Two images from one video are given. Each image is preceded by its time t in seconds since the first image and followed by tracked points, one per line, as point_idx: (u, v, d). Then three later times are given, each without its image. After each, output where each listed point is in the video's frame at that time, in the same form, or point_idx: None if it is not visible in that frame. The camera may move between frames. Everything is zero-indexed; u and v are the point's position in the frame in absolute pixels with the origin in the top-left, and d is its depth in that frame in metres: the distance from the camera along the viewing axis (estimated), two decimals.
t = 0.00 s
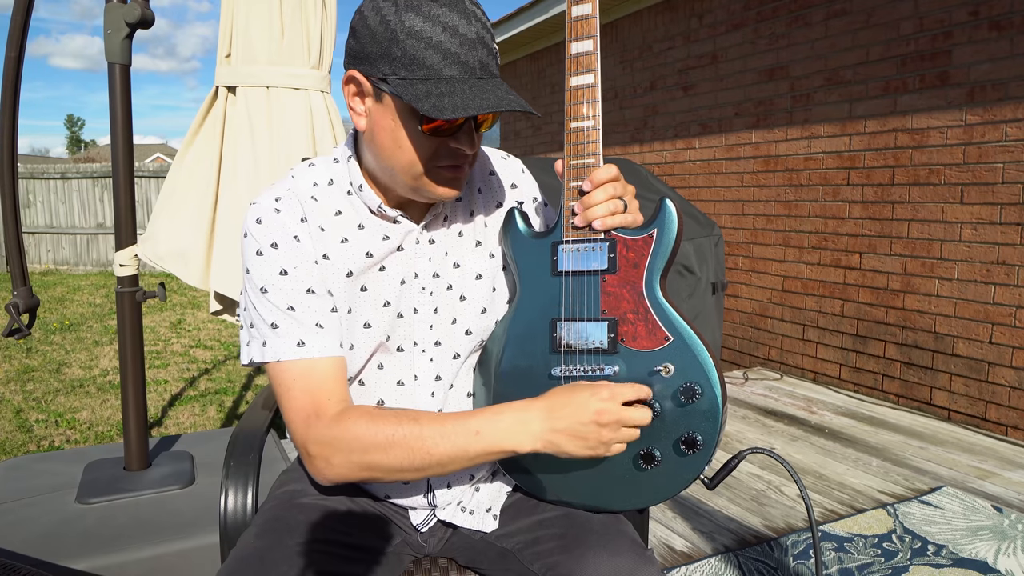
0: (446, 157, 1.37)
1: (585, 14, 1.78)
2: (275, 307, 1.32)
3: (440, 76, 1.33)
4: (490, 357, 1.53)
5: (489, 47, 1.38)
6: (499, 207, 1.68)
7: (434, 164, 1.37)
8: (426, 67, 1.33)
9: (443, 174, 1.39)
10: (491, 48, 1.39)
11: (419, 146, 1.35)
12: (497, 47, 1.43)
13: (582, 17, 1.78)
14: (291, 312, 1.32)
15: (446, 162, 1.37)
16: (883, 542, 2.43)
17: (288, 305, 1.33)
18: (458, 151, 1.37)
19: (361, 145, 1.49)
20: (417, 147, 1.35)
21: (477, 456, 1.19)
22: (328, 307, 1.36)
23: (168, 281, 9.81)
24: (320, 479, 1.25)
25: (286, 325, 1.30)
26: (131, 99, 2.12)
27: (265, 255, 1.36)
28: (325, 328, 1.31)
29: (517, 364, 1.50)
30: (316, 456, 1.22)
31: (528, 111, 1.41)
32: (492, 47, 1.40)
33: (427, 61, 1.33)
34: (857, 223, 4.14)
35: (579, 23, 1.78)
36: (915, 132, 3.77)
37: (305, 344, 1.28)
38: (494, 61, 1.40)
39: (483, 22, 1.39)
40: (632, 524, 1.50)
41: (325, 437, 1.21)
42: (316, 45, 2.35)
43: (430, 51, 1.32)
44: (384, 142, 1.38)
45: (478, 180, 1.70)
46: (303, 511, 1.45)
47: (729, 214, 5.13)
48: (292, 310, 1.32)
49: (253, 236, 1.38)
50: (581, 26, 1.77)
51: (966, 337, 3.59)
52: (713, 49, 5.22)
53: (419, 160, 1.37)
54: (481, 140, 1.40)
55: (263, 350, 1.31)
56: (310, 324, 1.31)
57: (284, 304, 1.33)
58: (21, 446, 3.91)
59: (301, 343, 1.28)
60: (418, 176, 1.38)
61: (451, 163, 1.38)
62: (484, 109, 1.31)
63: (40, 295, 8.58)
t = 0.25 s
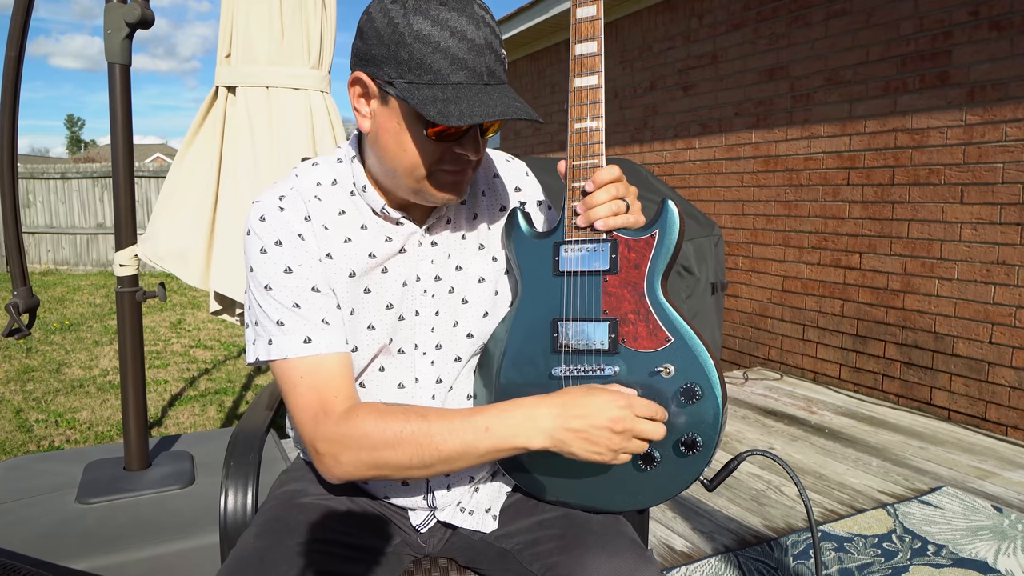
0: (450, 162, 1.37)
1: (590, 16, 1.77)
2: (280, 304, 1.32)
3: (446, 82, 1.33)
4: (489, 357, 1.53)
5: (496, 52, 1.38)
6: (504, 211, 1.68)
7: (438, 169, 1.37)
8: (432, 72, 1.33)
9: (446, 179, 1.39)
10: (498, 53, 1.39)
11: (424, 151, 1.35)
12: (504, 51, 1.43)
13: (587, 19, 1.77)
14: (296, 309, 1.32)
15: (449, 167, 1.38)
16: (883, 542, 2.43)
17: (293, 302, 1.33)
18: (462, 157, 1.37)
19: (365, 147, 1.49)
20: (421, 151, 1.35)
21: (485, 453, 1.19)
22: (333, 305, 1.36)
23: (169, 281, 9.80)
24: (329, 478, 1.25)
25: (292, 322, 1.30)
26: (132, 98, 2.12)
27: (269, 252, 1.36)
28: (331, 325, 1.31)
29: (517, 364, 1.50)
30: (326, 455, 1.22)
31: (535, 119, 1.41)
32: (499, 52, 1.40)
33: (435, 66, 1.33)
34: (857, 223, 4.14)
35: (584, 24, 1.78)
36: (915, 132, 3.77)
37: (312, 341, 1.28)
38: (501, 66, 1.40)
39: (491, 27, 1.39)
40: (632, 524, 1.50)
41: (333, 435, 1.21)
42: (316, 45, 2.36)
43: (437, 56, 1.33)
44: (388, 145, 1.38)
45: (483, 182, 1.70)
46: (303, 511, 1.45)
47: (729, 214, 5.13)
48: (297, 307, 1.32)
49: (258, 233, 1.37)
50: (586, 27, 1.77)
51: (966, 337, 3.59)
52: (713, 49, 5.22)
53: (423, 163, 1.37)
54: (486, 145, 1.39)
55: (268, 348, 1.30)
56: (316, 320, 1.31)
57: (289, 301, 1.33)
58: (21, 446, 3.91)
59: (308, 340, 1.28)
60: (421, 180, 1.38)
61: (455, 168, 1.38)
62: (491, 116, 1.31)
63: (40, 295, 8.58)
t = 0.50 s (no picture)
0: (448, 172, 1.37)
1: (588, 15, 1.78)
2: (283, 305, 1.32)
3: (450, 91, 1.33)
4: (490, 357, 1.53)
5: (502, 63, 1.37)
6: (504, 212, 1.68)
7: (436, 178, 1.38)
8: (437, 81, 1.32)
9: (444, 187, 1.39)
10: (504, 63, 1.38)
11: (422, 160, 1.36)
12: (510, 61, 1.42)
13: (585, 18, 1.77)
14: (300, 309, 1.31)
15: (447, 176, 1.38)
16: (884, 542, 2.43)
17: (297, 302, 1.32)
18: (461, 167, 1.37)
19: (366, 150, 1.48)
20: (420, 160, 1.36)
21: (496, 459, 1.18)
22: (336, 304, 1.36)
23: (168, 281, 9.80)
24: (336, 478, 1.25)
25: (296, 322, 1.30)
26: (132, 98, 2.12)
27: (272, 252, 1.35)
28: (335, 324, 1.31)
29: (518, 365, 1.50)
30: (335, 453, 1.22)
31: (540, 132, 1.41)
32: (505, 62, 1.40)
33: (439, 74, 1.32)
34: (857, 223, 4.14)
35: (582, 24, 1.78)
36: (915, 132, 3.77)
37: (316, 340, 1.28)
38: (506, 77, 1.39)
39: (498, 37, 1.38)
40: (633, 524, 1.50)
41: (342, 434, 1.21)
42: (316, 45, 2.36)
43: (442, 64, 1.32)
44: (388, 152, 1.39)
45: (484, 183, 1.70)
46: (303, 511, 1.45)
47: (729, 214, 5.13)
48: (300, 307, 1.32)
49: (260, 234, 1.37)
50: (584, 27, 1.77)
51: (966, 337, 3.59)
52: (713, 49, 5.22)
53: (422, 171, 1.37)
54: (487, 155, 1.39)
55: (272, 349, 1.29)
56: (320, 319, 1.31)
57: (293, 301, 1.32)
58: (21, 446, 3.91)
59: (312, 339, 1.28)
60: (418, 188, 1.39)
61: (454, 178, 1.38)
62: (494, 128, 1.31)
63: (40, 295, 8.58)
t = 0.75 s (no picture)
0: (448, 169, 1.37)
1: (587, 15, 1.78)
2: (283, 305, 1.32)
3: (448, 88, 1.33)
4: (490, 358, 1.53)
5: (500, 60, 1.37)
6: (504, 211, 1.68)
7: (437, 175, 1.38)
8: (435, 79, 1.32)
9: (444, 185, 1.39)
10: (502, 60, 1.38)
11: (422, 157, 1.36)
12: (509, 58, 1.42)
13: (584, 17, 1.78)
14: (299, 309, 1.31)
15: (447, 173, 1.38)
16: (884, 542, 2.43)
17: (296, 302, 1.32)
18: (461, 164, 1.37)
19: (366, 149, 1.49)
20: (420, 157, 1.36)
21: (496, 462, 1.18)
22: (336, 304, 1.35)
23: (168, 281, 9.80)
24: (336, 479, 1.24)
25: (295, 322, 1.29)
26: (132, 98, 2.12)
27: (272, 252, 1.35)
28: (335, 325, 1.31)
29: (518, 366, 1.50)
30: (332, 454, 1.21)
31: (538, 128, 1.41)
32: (503, 59, 1.39)
33: (438, 72, 1.32)
34: (857, 223, 4.14)
35: (582, 23, 1.78)
36: (915, 132, 3.77)
37: (317, 340, 1.28)
38: (505, 74, 1.39)
39: (497, 34, 1.38)
40: (633, 524, 1.50)
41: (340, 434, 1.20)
42: (316, 45, 2.36)
43: (440, 62, 1.32)
44: (388, 150, 1.39)
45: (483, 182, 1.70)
46: (303, 511, 1.45)
47: (729, 214, 5.13)
48: (300, 307, 1.32)
49: (260, 234, 1.37)
50: (584, 26, 1.77)
51: (966, 337, 3.59)
52: (713, 49, 5.22)
53: (422, 169, 1.37)
54: (486, 153, 1.39)
55: (271, 349, 1.29)
56: (320, 320, 1.31)
57: (292, 301, 1.32)
58: (21, 446, 3.91)
59: (313, 340, 1.28)
60: (419, 185, 1.39)
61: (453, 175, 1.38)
62: (492, 124, 1.31)
63: (40, 295, 8.58)
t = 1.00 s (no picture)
0: (448, 166, 1.37)
1: (589, 13, 1.78)
2: (275, 307, 1.31)
3: (449, 85, 1.33)
4: (491, 357, 1.53)
5: (500, 57, 1.37)
6: (504, 210, 1.68)
7: (437, 173, 1.38)
8: (436, 76, 1.32)
9: (444, 182, 1.39)
10: (502, 58, 1.38)
11: (424, 154, 1.36)
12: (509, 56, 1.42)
13: (586, 16, 1.78)
14: (290, 312, 1.30)
15: (447, 170, 1.37)
16: (884, 542, 2.43)
17: (287, 305, 1.31)
18: (461, 161, 1.36)
19: (366, 148, 1.49)
20: (422, 154, 1.36)
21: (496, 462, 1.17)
22: (329, 307, 1.35)
23: (168, 281, 9.80)
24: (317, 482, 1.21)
25: (285, 325, 1.29)
26: (132, 98, 2.12)
27: (266, 253, 1.35)
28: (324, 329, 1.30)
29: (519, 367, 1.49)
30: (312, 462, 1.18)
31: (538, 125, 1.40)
32: (504, 57, 1.40)
33: (439, 70, 1.32)
34: (857, 223, 4.14)
35: (581, 22, 1.78)
36: (915, 132, 3.77)
37: (303, 344, 1.27)
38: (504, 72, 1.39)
39: (497, 31, 1.38)
40: (633, 524, 1.50)
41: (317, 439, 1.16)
42: (316, 45, 2.36)
43: (441, 59, 1.32)
44: (389, 147, 1.38)
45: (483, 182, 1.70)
46: (303, 511, 1.45)
47: (729, 214, 5.13)
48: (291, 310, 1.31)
49: (255, 235, 1.37)
50: (584, 25, 1.77)
51: (966, 337, 3.59)
52: (713, 49, 5.22)
53: (423, 165, 1.37)
54: (487, 150, 1.39)
55: (260, 351, 1.29)
56: (309, 323, 1.30)
57: (284, 303, 1.31)
58: (21, 446, 3.91)
59: (299, 344, 1.26)
60: (419, 182, 1.39)
61: (454, 171, 1.38)
62: (494, 120, 1.30)
63: (40, 295, 8.58)
